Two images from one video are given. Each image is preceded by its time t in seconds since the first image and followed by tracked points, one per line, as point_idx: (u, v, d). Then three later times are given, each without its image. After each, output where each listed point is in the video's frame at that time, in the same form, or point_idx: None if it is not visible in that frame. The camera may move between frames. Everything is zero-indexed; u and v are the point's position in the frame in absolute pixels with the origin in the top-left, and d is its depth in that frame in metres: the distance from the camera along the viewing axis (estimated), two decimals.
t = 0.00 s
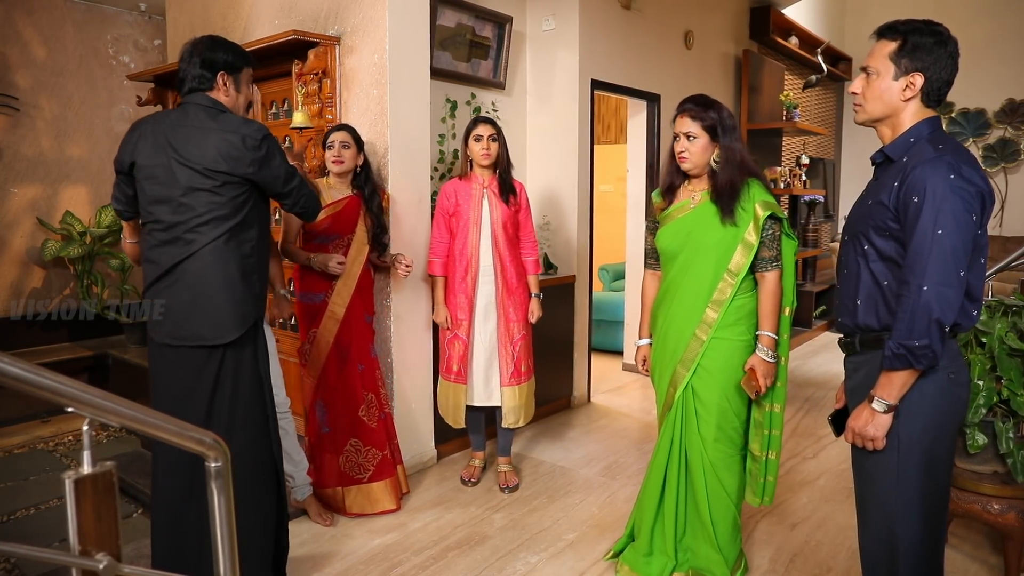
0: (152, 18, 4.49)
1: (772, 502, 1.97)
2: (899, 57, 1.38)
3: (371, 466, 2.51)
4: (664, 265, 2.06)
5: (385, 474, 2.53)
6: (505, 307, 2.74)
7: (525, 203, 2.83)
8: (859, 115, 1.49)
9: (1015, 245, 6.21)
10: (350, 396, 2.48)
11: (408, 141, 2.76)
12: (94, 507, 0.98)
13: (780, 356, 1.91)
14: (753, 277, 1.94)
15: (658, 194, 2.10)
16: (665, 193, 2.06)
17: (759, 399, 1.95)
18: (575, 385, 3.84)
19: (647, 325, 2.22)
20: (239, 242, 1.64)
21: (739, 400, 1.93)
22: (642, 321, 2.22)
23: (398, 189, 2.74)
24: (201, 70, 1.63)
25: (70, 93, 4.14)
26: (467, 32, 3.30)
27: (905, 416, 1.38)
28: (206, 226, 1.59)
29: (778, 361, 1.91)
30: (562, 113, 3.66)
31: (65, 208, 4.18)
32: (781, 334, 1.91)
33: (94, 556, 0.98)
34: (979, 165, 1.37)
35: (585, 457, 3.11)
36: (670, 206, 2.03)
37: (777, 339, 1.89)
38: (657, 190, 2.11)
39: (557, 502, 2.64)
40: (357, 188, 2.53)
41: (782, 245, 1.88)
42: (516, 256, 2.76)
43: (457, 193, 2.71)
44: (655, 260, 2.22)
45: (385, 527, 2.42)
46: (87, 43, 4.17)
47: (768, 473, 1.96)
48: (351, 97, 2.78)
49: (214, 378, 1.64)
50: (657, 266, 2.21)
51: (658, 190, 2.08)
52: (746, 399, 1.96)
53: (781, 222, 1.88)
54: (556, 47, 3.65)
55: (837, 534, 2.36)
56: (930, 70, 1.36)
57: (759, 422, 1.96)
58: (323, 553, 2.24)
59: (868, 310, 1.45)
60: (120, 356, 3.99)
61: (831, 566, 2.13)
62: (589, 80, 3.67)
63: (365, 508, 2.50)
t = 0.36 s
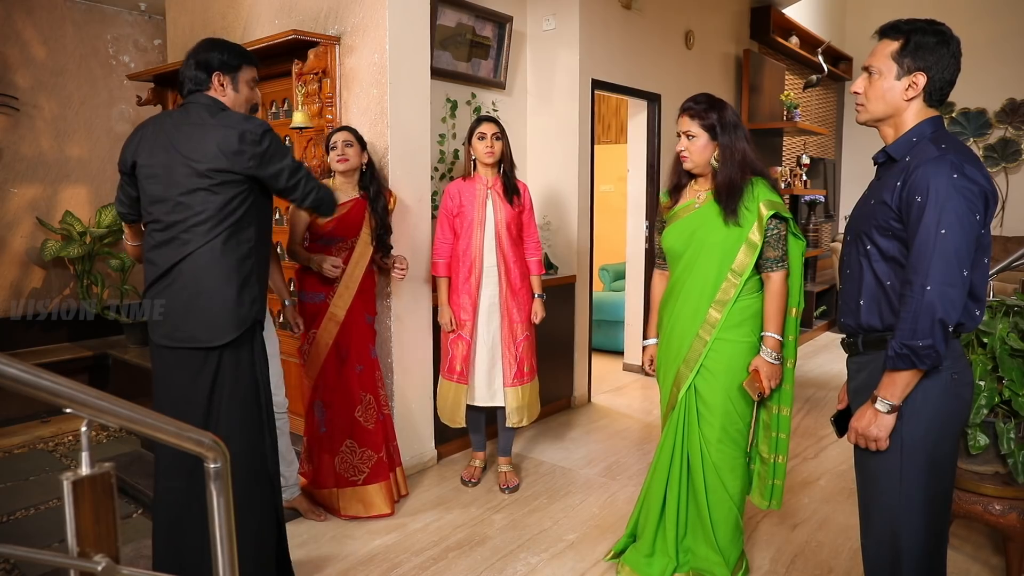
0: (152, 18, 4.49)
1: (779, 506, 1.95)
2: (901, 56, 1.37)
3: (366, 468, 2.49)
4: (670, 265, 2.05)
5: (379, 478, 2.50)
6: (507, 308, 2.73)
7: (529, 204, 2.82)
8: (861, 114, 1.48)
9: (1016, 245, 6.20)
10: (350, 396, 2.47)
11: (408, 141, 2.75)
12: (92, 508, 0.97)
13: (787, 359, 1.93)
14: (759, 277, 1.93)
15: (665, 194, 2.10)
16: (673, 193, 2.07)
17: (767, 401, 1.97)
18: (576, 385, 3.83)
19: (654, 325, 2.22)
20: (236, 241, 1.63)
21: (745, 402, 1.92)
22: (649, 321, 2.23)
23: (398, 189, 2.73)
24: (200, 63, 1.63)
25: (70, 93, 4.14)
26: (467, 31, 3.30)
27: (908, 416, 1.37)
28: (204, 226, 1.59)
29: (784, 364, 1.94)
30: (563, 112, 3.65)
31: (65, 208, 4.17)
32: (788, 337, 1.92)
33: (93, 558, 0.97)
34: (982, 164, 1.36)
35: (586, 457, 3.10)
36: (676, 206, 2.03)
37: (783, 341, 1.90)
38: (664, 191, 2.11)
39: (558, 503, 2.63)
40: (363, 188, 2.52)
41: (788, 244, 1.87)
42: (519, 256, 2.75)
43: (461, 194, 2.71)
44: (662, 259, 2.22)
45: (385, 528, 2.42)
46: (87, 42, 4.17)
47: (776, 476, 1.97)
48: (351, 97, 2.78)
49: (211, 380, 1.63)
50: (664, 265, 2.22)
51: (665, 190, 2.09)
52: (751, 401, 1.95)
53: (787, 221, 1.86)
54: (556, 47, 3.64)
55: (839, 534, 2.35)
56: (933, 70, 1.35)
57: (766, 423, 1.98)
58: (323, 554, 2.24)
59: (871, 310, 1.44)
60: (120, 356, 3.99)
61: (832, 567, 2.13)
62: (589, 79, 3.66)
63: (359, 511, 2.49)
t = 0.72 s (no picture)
0: (152, 18, 4.49)
1: (783, 508, 1.97)
2: (899, 57, 1.37)
3: (353, 470, 2.46)
4: (676, 266, 2.06)
5: (366, 481, 2.45)
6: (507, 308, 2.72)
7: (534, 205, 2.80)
8: (862, 115, 1.48)
9: (1017, 244, 6.20)
10: (348, 397, 2.46)
11: (408, 141, 2.75)
12: (91, 509, 0.97)
13: (791, 362, 1.92)
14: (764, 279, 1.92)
15: (673, 193, 2.10)
16: (679, 193, 2.07)
17: (771, 403, 1.96)
18: (576, 385, 3.83)
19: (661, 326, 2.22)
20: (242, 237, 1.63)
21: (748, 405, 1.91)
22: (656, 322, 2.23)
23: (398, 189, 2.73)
24: (213, 59, 1.62)
25: (70, 93, 4.14)
26: (467, 31, 3.30)
27: (909, 417, 1.37)
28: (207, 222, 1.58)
29: (788, 367, 1.93)
30: (563, 112, 3.65)
31: (65, 208, 4.17)
32: (791, 339, 1.91)
33: (92, 559, 0.97)
34: (984, 164, 1.36)
35: (586, 457, 3.10)
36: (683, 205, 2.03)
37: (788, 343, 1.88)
38: (671, 190, 2.11)
39: (558, 503, 2.63)
40: (361, 189, 2.48)
41: (794, 245, 1.86)
42: (521, 257, 2.74)
43: (464, 193, 2.71)
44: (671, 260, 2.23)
45: (385, 528, 2.42)
46: (87, 42, 4.17)
47: (779, 479, 1.97)
48: (352, 97, 2.77)
49: (213, 380, 1.63)
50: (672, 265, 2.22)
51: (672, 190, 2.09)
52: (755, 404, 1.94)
53: (792, 223, 1.85)
54: (556, 47, 3.64)
55: (839, 535, 2.35)
56: (932, 69, 1.35)
57: (770, 427, 1.98)
58: (323, 554, 2.23)
59: (872, 310, 1.44)
60: (120, 356, 3.99)
61: (832, 567, 2.13)
62: (589, 79, 3.66)
63: (348, 514, 2.45)
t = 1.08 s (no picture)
0: (152, 18, 4.49)
1: (783, 514, 1.94)
2: (898, 57, 1.37)
3: (348, 470, 2.45)
4: (679, 266, 2.06)
5: (360, 482, 2.45)
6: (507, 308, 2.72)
7: (538, 205, 2.79)
8: (862, 115, 1.48)
9: (1017, 245, 6.20)
10: (347, 398, 2.46)
11: (408, 141, 2.75)
12: (90, 509, 0.97)
13: (794, 363, 1.91)
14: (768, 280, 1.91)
15: (678, 193, 2.09)
16: (684, 193, 2.06)
17: (774, 406, 1.96)
18: (576, 386, 3.83)
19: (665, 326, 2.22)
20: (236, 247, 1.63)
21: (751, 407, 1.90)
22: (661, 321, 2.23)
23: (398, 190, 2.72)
24: (214, 63, 1.60)
25: (70, 93, 4.14)
26: (467, 31, 3.29)
27: (909, 418, 1.37)
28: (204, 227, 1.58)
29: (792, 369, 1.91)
30: (563, 112, 3.65)
31: (65, 208, 4.17)
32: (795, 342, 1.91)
33: (91, 560, 0.97)
34: (985, 164, 1.36)
35: (586, 457, 3.10)
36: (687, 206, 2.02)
37: (789, 346, 1.87)
38: (676, 190, 2.10)
39: (558, 503, 2.63)
40: (361, 188, 2.52)
41: (798, 246, 1.84)
42: (523, 258, 2.73)
43: (467, 193, 2.73)
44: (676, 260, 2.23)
45: (384, 529, 2.42)
46: (87, 42, 4.17)
47: (780, 485, 1.95)
48: (351, 97, 2.77)
49: (210, 381, 1.62)
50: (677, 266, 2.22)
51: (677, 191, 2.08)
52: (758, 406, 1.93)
53: (796, 224, 1.84)
54: (557, 47, 3.64)
55: (839, 535, 2.34)
56: (930, 69, 1.34)
57: (772, 430, 1.97)
58: (323, 555, 2.23)
59: (873, 310, 1.44)
60: (120, 357, 3.99)
61: (833, 568, 2.12)
62: (589, 79, 3.65)
63: (342, 515, 2.44)
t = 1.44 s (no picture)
0: (152, 18, 4.49)
1: (791, 518, 1.95)
2: (903, 55, 1.36)
3: (350, 470, 2.45)
4: (682, 267, 2.05)
5: (361, 482, 2.45)
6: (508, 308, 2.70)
7: (541, 205, 2.79)
8: (863, 114, 1.47)
9: (1017, 245, 6.19)
10: (348, 399, 2.46)
11: (408, 140, 2.74)
12: (89, 510, 0.96)
13: (797, 365, 1.91)
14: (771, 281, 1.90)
15: (681, 193, 2.09)
16: (687, 193, 2.06)
17: (778, 408, 1.95)
18: (577, 386, 3.83)
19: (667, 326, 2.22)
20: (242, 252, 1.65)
21: (754, 408, 1.89)
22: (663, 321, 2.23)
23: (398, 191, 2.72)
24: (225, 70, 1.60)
25: (70, 93, 4.13)
26: (467, 31, 3.29)
27: (910, 419, 1.36)
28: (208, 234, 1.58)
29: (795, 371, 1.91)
30: (563, 112, 3.64)
31: (64, 208, 4.17)
32: (798, 344, 1.91)
33: (90, 561, 0.97)
34: (985, 163, 1.35)
35: (586, 458, 3.10)
36: (689, 206, 2.02)
37: (791, 347, 1.87)
38: (680, 190, 2.10)
39: (558, 504, 2.62)
40: (364, 190, 2.52)
41: (801, 247, 1.84)
42: (525, 258, 2.72)
43: (469, 193, 2.74)
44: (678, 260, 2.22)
45: (384, 529, 2.41)
46: (87, 42, 4.16)
47: (786, 487, 1.96)
48: (351, 97, 2.77)
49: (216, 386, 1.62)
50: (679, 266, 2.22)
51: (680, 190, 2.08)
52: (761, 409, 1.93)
53: (798, 225, 1.83)
54: (557, 47, 3.63)
55: (840, 536, 2.34)
56: (934, 70, 1.34)
57: (777, 433, 1.97)
58: (323, 555, 2.23)
59: (874, 310, 1.43)
60: (120, 357, 3.99)
61: (833, 569, 2.12)
62: (589, 79, 3.65)
63: (342, 515, 2.45)
